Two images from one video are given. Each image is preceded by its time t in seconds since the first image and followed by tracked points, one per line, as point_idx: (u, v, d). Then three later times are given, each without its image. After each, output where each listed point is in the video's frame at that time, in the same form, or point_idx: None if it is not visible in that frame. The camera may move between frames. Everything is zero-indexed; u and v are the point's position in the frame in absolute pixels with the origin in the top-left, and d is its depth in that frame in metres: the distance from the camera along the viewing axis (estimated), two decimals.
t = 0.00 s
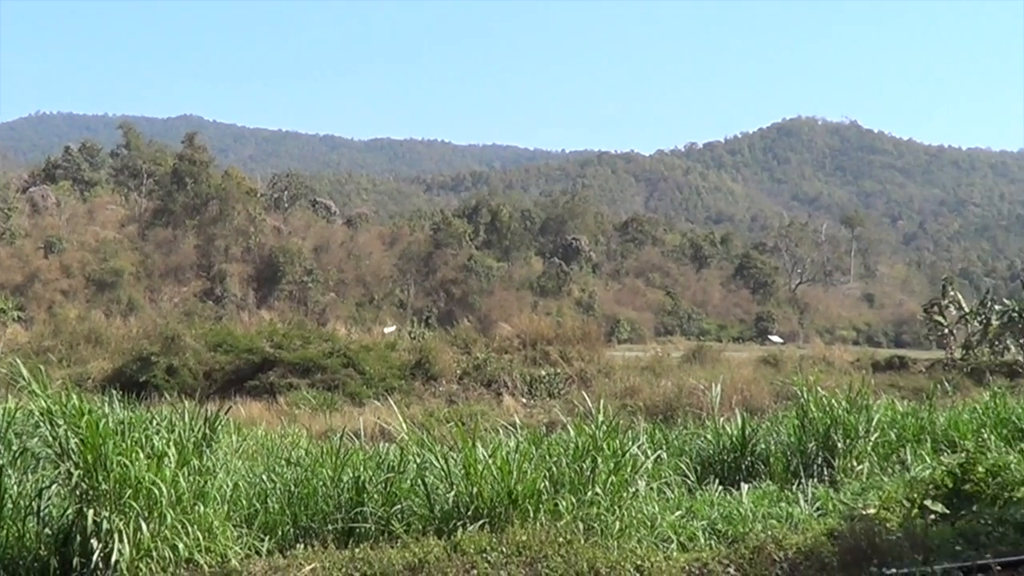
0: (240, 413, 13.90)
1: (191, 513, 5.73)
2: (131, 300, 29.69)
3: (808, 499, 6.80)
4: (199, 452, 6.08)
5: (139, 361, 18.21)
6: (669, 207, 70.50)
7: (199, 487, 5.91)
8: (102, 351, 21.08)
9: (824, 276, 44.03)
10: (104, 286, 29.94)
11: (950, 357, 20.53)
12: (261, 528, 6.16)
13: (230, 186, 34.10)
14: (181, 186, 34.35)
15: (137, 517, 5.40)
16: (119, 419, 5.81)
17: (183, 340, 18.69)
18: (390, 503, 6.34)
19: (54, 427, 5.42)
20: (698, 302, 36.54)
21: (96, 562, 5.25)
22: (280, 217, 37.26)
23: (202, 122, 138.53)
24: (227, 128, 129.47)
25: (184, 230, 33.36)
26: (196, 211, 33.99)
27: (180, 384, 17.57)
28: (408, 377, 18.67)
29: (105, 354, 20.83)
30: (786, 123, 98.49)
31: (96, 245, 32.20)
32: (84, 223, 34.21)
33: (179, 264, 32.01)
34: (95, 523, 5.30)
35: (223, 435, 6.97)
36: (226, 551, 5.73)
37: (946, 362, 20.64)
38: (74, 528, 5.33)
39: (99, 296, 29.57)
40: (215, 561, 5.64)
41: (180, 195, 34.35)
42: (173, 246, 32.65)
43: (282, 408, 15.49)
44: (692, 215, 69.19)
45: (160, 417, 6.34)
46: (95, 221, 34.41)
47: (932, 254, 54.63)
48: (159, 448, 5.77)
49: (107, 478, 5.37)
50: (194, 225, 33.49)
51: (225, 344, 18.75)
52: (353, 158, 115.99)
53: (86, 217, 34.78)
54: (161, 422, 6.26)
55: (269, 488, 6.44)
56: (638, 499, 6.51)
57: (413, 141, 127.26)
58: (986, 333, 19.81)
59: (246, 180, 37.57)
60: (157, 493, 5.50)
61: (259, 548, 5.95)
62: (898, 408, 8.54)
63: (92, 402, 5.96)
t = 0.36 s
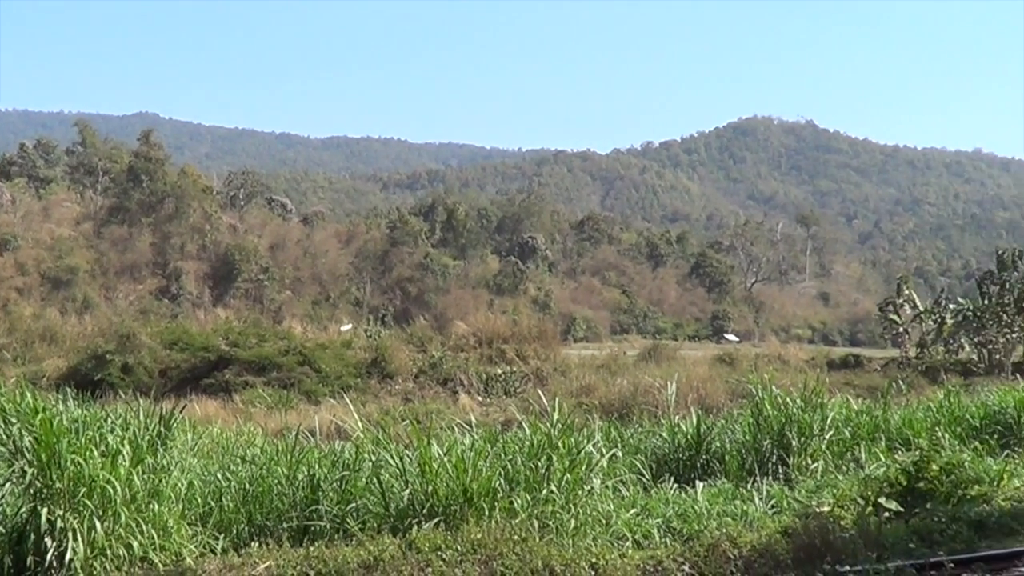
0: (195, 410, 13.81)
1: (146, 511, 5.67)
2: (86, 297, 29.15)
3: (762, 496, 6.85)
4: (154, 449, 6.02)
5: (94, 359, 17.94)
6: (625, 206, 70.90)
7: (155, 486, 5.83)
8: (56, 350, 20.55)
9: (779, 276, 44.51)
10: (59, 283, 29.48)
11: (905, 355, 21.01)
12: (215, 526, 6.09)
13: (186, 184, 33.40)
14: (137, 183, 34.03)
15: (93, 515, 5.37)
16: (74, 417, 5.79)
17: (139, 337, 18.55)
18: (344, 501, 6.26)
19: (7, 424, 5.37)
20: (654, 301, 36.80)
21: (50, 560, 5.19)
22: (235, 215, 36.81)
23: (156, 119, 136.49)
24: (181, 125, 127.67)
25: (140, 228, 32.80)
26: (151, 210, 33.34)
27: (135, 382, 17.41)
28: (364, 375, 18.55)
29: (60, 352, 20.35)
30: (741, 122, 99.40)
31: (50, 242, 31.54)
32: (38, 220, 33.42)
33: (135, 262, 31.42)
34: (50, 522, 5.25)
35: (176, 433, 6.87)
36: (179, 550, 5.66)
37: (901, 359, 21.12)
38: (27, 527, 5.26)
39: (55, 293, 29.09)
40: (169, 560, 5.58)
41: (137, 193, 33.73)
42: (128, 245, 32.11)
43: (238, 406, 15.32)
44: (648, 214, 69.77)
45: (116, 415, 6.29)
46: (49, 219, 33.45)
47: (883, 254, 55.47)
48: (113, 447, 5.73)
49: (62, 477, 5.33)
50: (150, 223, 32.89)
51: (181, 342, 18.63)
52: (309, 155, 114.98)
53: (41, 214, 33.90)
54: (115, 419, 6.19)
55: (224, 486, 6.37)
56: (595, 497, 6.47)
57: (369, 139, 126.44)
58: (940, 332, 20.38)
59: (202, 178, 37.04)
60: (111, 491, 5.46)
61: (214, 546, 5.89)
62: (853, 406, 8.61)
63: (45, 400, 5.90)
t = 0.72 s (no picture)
0: (153, 409, 13.60)
1: (103, 511, 5.60)
2: (44, 296, 28.41)
3: (720, 494, 6.86)
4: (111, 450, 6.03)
5: (51, 359, 17.59)
6: (584, 205, 71.13)
7: (111, 485, 5.77)
8: (13, 349, 20.07)
9: (736, 275, 44.89)
10: (16, 283, 28.69)
11: (864, 354, 21.27)
12: (173, 526, 5.96)
13: (145, 183, 33.02)
14: (95, 182, 33.06)
15: (49, 515, 5.32)
16: (31, 419, 6.02)
17: (97, 336, 18.32)
18: (303, 500, 6.15)
19: None
20: (613, 300, 36.97)
21: (6, 560, 5.12)
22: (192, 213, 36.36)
23: (109, 116, 134.31)
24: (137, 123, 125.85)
25: (98, 227, 32.15)
26: (110, 208, 32.84)
27: (93, 382, 17.18)
28: (323, 373, 18.38)
29: (15, 351, 19.93)
30: (700, 122, 100.07)
31: (5, 240, 30.66)
32: None
33: (92, 262, 30.86)
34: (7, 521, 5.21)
35: (131, 433, 6.77)
36: (137, 550, 5.56)
37: (858, 359, 21.43)
38: None
39: (11, 292, 28.30)
40: (127, 560, 5.49)
41: (94, 190, 33.06)
42: (86, 244, 31.48)
43: (196, 405, 15.12)
44: (607, 213, 70.13)
45: (71, 420, 6.37)
46: (5, 216, 32.74)
47: (839, 253, 56.15)
48: (69, 447, 5.75)
49: (19, 476, 5.34)
50: (108, 223, 32.34)
51: (138, 342, 18.44)
52: (267, 154, 113.93)
53: None
54: (73, 424, 6.30)
55: (181, 486, 6.25)
56: (552, 496, 6.45)
57: (328, 137, 125.46)
58: (898, 331, 20.70)
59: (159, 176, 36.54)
60: (68, 491, 5.43)
61: (172, 546, 5.77)
62: (811, 404, 8.66)
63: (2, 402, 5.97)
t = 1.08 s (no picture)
0: (110, 409, 13.40)
1: (59, 511, 5.57)
2: None
3: (678, 493, 6.87)
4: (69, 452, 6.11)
5: (8, 359, 17.64)
6: (543, 203, 71.34)
7: (69, 487, 5.76)
8: None
9: (695, 275, 45.18)
10: None
11: (821, 353, 21.46)
12: (131, 526, 5.81)
13: (103, 182, 32.63)
14: (54, 181, 32.80)
15: (6, 516, 5.36)
16: None
17: (55, 336, 18.18)
18: (260, 500, 6.05)
19: None
20: (571, 299, 37.08)
21: None
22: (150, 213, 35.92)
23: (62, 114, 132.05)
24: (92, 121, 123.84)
25: (55, 227, 31.60)
26: (68, 207, 32.36)
27: (51, 381, 17.28)
28: (281, 373, 18.25)
29: None
30: (659, 122, 100.65)
31: None
32: None
33: (50, 261, 30.24)
34: None
35: (88, 433, 6.68)
36: (95, 550, 5.46)
37: (816, 357, 21.68)
38: None
39: None
40: (84, 560, 5.39)
41: (51, 190, 32.59)
42: (44, 244, 30.82)
43: (154, 405, 14.89)
44: (566, 212, 70.31)
45: (26, 421, 6.53)
46: None
47: (797, 252, 56.75)
48: (24, 450, 5.90)
49: None
50: (65, 222, 31.76)
51: (97, 341, 18.35)
52: (225, 152, 112.67)
53: None
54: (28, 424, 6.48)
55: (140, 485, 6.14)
56: (511, 494, 6.41)
57: (287, 137, 124.44)
58: (855, 330, 20.87)
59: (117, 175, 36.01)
60: (25, 492, 5.49)
61: (130, 546, 5.63)
62: (768, 403, 8.72)
63: None
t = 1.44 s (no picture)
0: (66, 409, 13.21)
1: (13, 514, 5.47)
2: None
3: (635, 490, 6.89)
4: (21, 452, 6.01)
5: None
6: (501, 203, 71.40)
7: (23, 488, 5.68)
8: None
9: (652, 273, 45.43)
10: None
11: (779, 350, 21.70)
12: (87, 528, 5.72)
13: (59, 181, 31.62)
14: (8, 181, 30.80)
15: None
16: None
17: (12, 334, 18.59)
18: (218, 500, 5.97)
19: None
20: (530, 297, 37.13)
21: None
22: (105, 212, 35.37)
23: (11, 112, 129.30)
24: (44, 119, 121.55)
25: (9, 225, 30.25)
26: (23, 208, 30.79)
27: (5, 382, 17.58)
28: (238, 373, 18.12)
29: None
30: (617, 120, 101.02)
31: None
32: None
33: (6, 261, 29.38)
34: None
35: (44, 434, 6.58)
36: (52, 552, 5.37)
37: (774, 355, 21.94)
38: None
39: None
40: (41, 561, 5.31)
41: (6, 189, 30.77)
42: None
43: (111, 406, 14.63)
44: (524, 212, 70.33)
45: None
46: None
47: (754, 251, 57.25)
48: None
49: None
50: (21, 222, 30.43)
51: (53, 341, 18.43)
52: (180, 151, 111.15)
53: None
54: None
55: (97, 485, 6.04)
56: (469, 493, 6.38)
57: (243, 136, 123.13)
58: (813, 328, 21.22)
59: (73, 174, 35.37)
60: None
61: (86, 547, 5.54)
62: (725, 400, 8.76)
63: None
